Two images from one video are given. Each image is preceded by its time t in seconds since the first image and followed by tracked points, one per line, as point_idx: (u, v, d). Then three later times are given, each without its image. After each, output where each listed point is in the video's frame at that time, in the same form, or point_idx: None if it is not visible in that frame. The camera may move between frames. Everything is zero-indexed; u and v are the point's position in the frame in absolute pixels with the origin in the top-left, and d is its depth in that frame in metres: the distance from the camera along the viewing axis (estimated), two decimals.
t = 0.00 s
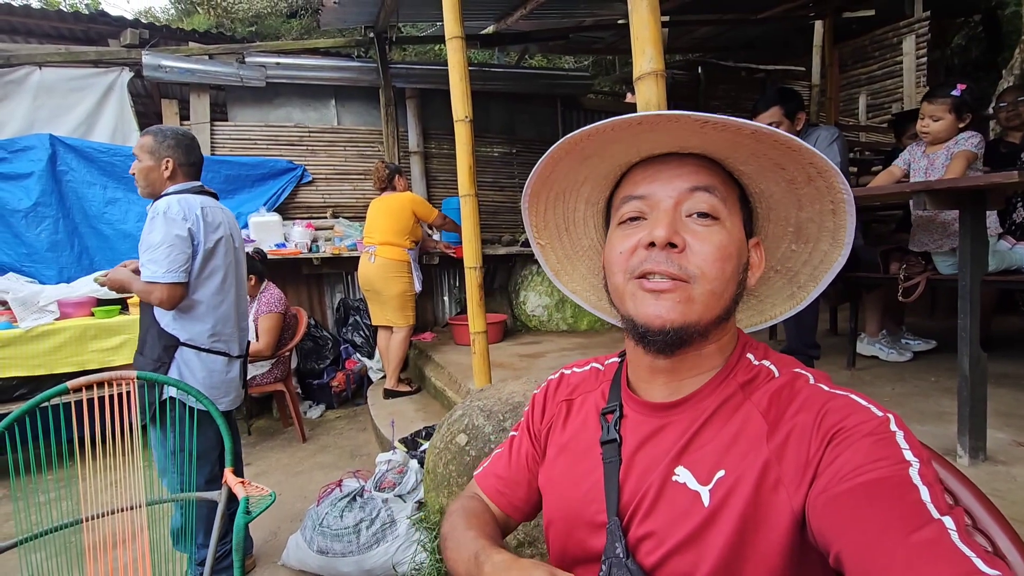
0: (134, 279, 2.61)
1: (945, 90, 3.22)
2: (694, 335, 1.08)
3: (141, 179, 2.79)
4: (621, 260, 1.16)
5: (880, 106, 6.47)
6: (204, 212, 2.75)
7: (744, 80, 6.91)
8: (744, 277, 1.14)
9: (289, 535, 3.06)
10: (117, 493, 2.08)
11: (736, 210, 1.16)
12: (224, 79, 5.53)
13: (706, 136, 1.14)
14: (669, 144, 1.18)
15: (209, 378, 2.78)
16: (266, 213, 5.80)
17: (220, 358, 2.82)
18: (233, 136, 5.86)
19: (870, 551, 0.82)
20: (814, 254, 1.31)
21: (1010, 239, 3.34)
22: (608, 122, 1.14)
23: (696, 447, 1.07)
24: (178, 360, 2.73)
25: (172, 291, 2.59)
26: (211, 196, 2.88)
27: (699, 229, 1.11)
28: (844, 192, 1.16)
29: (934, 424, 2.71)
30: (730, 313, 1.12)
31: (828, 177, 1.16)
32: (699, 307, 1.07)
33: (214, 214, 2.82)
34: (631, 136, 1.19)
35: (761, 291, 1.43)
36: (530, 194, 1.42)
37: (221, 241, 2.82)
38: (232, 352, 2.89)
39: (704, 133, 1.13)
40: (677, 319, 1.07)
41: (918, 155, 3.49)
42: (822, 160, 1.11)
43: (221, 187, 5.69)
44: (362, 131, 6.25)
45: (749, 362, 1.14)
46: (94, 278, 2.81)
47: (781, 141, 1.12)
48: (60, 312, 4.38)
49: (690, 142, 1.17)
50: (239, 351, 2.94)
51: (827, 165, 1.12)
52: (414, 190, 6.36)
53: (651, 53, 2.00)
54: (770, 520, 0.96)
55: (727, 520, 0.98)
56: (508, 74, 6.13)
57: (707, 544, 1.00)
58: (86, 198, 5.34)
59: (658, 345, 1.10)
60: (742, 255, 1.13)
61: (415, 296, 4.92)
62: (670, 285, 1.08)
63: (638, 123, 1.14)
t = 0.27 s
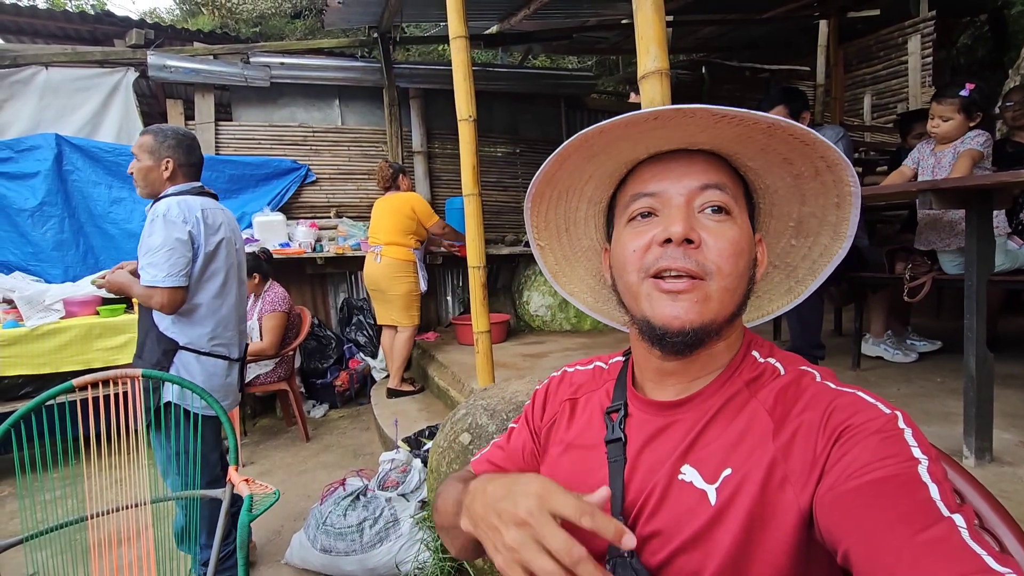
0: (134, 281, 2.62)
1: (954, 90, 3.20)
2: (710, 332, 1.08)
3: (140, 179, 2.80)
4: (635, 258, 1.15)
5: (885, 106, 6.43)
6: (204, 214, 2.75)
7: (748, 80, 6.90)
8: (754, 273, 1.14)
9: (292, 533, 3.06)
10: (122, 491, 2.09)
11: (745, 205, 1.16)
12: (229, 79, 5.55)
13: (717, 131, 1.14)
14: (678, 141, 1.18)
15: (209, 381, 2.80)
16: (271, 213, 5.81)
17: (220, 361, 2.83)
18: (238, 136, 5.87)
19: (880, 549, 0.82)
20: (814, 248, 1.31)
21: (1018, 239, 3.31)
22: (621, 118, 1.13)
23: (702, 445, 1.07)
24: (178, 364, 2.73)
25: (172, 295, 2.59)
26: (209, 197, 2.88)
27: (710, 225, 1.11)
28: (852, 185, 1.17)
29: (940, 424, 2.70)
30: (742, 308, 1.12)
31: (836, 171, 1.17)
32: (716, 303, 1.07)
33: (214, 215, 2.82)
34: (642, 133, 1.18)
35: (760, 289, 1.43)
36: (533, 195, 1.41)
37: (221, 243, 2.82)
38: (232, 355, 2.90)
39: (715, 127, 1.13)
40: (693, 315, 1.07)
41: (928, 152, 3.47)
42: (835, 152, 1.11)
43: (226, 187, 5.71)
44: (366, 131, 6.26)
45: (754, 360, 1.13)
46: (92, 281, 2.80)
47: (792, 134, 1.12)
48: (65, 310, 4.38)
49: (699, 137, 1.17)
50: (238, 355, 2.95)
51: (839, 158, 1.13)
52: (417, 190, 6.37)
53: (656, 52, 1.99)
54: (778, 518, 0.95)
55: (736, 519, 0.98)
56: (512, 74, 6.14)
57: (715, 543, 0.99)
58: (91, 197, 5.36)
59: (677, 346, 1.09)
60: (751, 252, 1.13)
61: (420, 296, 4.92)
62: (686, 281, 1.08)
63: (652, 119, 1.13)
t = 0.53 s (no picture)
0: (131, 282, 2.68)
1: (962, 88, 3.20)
2: (696, 333, 1.08)
3: (139, 178, 2.81)
4: (623, 259, 1.16)
5: (890, 107, 6.44)
6: (201, 215, 2.77)
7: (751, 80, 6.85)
8: (741, 275, 1.15)
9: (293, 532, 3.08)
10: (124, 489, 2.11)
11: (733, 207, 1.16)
12: (232, 80, 5.58)
13: (706, 133, 1.14)
14: (668, 142, 1.19)
15: (206, 382, 2.82)
16: (273, 212, 5.84)
17: (216, 362, 2.85)
18: (241, 136, 5.90)
19: (870, 546, 0.82)
20: (808, 251, 1.32)
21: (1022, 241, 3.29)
22: (611, 119, 1.14)
23: (693, 444, 1.08)
24: (174, 365, 2.75)
25: (167, 295, 2.60)
26: (208, 198, 2.90)
27: (697, 227, 1.11)
28: (841, 190, 1.17)
29: (941, 426, 2.69)
30: (728, 311, 1.12)
31: (825, 174, 1.17)
32: (699, 305, 1.08)
33: (212, 216, 2.85)
34: (632, 133, 1.19)
35: (755, 290, 1.43)
36: (526, 194, 1.42)
37: (218, 244, 2.84)
38: (229, 356, 2.92)
39: (703, 129, 1.13)
40: (677, 317, 1.08)
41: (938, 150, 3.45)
42: (821, 156, 1.12)
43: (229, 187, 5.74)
44: (369, 131, 6.27)
45: (744, 360, 1.14)
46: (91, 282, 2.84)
47: (780, 138, 1.13)
48: (70, 309, 4.43)
49: (689, 139, 1.17)
50: (235, 355, 2.97)
51: (826, 162, 1.13)
52: (420, 190, 6.38)
53: (655, 53, 1.99)
54: (768, 517, 0.96)
55: (725, 518, 0.98)
56: (514, 75, 6.14)
57: (706, 542, 1.00)
58: (96, 197, 5.40)
59: (661, 348, 1.10)
60: (739, 254, 1.13)
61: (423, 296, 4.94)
62: (672, 284, 1.08)
63: (640, 121, 1.14)
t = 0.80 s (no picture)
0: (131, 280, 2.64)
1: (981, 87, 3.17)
2: (687, 337, 1.09)
3: (143, 178, 2.82)
4: (618, 262, 1.16)
5: (895, 107, 6.38)
6: (203, 217, 2.78)
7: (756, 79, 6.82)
8: (738, 278, 1.14)
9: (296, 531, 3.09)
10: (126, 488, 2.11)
11: (729, 211, 1.16)
12: (236, 80, 5.59)
13: (700, 137, 1.14)
14: (663, 145, 1.18)
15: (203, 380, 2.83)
16: (277, 212, 5.85)
17: (215, 360, 2.85)
18: (245, 135, 5.91)
19: (869, 548, 0.82)
20: (810, 255, 1.31)
21: None
22: (604, 123, 1.14)
23: (690, 447, 1.07)
24: (172, 362, 2.77)
25: (166, 296, 2.61)
26: (211, 200, 2.91)
27: (692, 231, 1.11)
28: (839, 194, 1.16)
29: (945, 429, 2.68)
30: (723, 315, 1.12)
31: (822, 179, 1.16)
32: (692, 309, 1.08)
33: (213, 218, 2.85)
34: (626, 137, 1.19)
35: (757, 292, 1.42)
36: (525, 195, 1.42)
37: (219, 246, 2.84)
38: (228, 355, 2.92)
39: (697, 134, 1.13)
40: (669, 322, 1.08)
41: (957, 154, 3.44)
42: (816, 162, 1.11)
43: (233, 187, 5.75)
44: (372, 131, 6.28)
45: (743, 362, 1.13)
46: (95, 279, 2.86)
47: (773, 143, 1.12)
48: (75, 309, 4.45)
49: (683, 143, 1.17)
50: (234, 355, 2.98)
51: (822, 167, 1.12)
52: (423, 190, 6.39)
53: (658, 53, 1.99)
54: (766, 520, 0.95)
55: (721, 521, 0.98)
56: (518, 74, 6.14)
57: (703, 544, 1.00)
58: (101, 197, 5.42)
59: (652, 351, 1.10)
60: (735, 257, 1.13)
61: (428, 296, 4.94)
62: (664, 288, 1.09)
63: (631, 126, 1.14)
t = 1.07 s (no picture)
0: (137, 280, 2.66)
1: (1008, 86, 3.16)
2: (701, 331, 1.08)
3: (151, 179, 2.84)
4: (628, 255, 1.16)
5: (900, 107, 6.29)
6: (208, 219, 2.79)
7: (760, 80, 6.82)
8: (746, 277, 1.14)
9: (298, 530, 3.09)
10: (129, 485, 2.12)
11: (740, 208, 1.16)
12: (241, 79, 5.61)
13: (717, 132, 1.14)
14: (677, 140, 1.18)
15: (206, 377, 2.84)
16: (281, 212, 5.87)
17: (217, 357, 2.86)
18: (249, 135, 5.93)
19: (875, 551, 0.81)
20: (812, 257, 1.30)
21: None
22: (620, 115, 1.14)
23: (694, 447, 1.07)
24: (176, 358, 2.79)
25: (170, 296, 2.63)
26: (217, 201, 2.91)
27: (704, 226, 1.11)
28: (849, 193, 1.17)
29: (950, 430, 2.66)
30: (733, 312, 1.12)
31: (834, 177, 1.16)
32: (705, 303, 1.08)
33: (218, 219, 2.86)
34: (641, 131, 1.18)
35: (755, 295, 1.42)
36: (534, 189, 1.42)
37: (224, 247, 2.85)
38: (230, 352, 2.92)
39: (714, 127, 1.13)
40: (681, 313, 1.08)
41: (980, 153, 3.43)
42: (832, 159, 1.11)
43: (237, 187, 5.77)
44: (376, 131, 6.28)
45: (746, 363, 1.13)
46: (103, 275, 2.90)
47: (790, 138, 1.12)
48: (80, 307, 4.47)
49: (698, 138, 1.16)
50: (237, 352, 2.98)
51: (836, 165, 1.12)
52: (426, 190, 6.39)
53: (662, 52, 1.98)
54: (770, 522, 0.95)
55: (726, 521, 0.98)
56: (521, 74, 6.14)
57: (706, 545, 0.99)
58: (106, 196, 5.44)
59: (663, 342, 1.10)
60: (745, 255, 1.13)
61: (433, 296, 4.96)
62: (677, 278, 1.08)
63: (649, 117, 1.13)
